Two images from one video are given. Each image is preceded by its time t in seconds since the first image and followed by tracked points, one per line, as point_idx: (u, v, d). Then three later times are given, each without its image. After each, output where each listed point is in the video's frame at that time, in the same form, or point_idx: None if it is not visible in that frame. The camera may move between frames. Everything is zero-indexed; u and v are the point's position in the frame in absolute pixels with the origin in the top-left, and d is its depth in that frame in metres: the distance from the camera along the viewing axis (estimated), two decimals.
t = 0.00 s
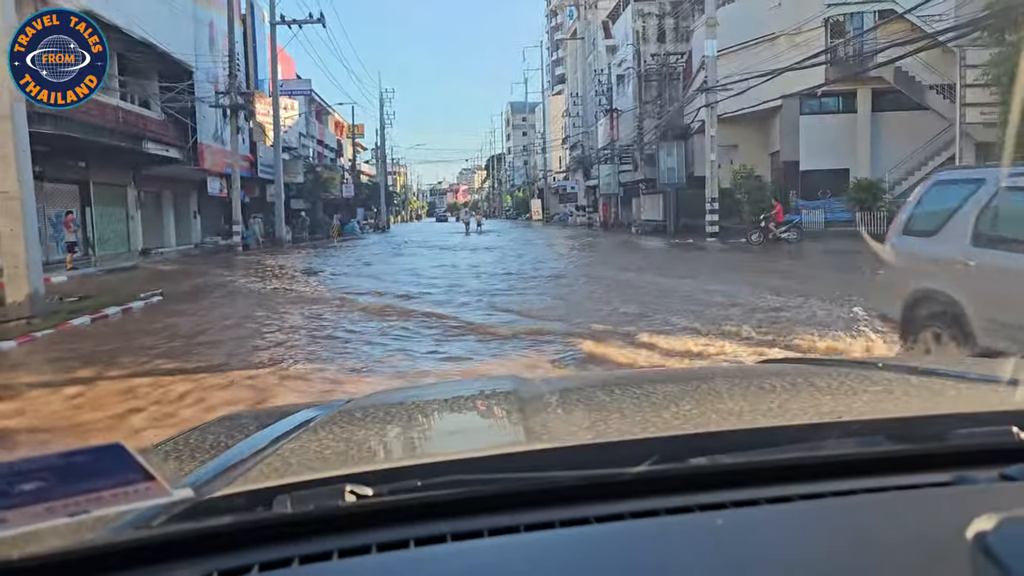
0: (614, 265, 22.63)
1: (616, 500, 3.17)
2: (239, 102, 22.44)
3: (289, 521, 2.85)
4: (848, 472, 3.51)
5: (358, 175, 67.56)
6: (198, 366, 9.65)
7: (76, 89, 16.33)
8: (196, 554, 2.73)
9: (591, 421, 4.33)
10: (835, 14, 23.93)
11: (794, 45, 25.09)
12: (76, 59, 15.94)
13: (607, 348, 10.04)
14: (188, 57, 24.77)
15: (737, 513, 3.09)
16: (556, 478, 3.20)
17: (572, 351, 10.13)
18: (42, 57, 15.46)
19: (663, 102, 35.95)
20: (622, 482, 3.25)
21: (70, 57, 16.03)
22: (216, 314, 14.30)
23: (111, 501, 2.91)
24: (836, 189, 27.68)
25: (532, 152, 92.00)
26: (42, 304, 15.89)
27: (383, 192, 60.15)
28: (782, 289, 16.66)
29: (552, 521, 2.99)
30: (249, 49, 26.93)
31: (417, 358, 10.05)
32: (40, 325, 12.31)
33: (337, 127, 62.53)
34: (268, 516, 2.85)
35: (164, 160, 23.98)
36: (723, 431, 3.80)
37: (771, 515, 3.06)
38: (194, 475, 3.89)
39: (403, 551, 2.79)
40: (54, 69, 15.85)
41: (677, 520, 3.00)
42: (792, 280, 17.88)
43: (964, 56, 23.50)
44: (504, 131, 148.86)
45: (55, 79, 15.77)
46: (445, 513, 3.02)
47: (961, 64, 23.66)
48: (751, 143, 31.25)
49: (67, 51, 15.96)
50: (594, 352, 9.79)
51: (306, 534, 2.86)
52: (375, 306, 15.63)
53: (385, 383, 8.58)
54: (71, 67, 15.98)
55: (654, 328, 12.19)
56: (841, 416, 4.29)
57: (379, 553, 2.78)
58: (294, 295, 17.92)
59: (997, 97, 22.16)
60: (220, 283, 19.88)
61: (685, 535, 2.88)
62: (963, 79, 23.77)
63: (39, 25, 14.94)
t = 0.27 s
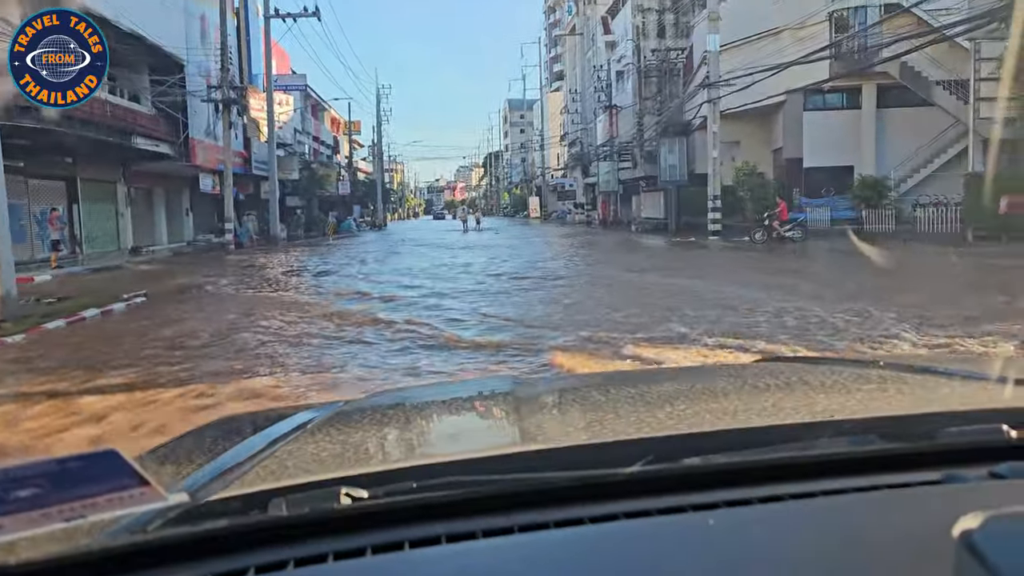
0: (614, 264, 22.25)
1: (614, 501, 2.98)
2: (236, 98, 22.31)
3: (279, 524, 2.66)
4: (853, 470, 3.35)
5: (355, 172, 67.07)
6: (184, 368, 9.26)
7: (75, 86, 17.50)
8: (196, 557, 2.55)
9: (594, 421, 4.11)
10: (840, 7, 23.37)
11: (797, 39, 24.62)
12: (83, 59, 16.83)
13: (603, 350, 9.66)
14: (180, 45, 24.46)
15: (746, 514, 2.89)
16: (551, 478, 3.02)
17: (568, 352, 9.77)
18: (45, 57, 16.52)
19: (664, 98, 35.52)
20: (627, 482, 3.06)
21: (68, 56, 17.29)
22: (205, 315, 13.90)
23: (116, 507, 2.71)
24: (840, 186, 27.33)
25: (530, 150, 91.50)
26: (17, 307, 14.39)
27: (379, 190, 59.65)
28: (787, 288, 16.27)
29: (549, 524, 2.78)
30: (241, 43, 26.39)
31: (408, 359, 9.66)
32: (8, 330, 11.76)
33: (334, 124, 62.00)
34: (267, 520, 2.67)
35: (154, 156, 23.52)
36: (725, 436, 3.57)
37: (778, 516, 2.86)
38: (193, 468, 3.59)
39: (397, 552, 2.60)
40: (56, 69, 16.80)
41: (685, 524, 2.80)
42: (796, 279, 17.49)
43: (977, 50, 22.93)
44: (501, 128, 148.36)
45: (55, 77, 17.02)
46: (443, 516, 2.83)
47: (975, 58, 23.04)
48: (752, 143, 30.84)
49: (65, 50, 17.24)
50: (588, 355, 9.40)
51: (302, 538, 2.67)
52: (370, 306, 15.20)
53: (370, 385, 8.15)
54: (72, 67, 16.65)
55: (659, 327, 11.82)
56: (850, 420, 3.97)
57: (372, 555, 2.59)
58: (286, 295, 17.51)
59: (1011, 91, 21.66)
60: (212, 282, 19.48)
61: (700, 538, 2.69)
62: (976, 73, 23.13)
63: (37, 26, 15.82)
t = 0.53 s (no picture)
0: (617, 264, 21.84)
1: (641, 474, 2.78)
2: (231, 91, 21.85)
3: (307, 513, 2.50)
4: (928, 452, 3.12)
5: (353, 169, 66.57)
6: (175, 378, 8.90)
7: (76, 86, 18.20)
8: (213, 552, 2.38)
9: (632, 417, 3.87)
10: None
11: (803, 32, 24.17)
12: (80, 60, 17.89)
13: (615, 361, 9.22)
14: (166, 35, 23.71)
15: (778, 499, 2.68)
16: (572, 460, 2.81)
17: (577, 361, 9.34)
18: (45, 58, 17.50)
19: (665, 94, 35.07)
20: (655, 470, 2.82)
21: (69, 55, 17.93)
22: (199, 320, 13.53)
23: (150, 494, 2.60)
24: (847, 182, 26.88)
25: (529, 146, 91.01)
26: None
27: (377, 188, 59.11)
28: (796, 292, 15.90)
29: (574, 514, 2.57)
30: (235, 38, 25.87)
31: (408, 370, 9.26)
32: None
33: (331, 121, 61.48)
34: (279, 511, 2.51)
35: (145, 153, 23.03)
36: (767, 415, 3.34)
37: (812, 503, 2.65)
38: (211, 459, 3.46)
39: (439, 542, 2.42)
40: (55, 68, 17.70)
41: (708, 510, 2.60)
42: (805, 281, 17.09)
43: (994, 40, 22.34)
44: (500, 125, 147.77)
45: (58, 77, 17.84)
46: (466, 505, 2.64)
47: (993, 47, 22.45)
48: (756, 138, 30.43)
49: (67, 49, 17.88)
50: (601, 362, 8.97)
51: (317, 529, 2.49)
52: (367, 313, 14.85)
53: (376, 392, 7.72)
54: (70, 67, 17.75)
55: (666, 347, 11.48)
56: (912, 401, 3.61)
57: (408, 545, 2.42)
58: (283, 299, 17.13)
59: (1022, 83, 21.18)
60: (207, 284, 19.06)
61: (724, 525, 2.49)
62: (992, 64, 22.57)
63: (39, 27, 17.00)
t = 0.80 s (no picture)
0: (618, 264, 21.48)
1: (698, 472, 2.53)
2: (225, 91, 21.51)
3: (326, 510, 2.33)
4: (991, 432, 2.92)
5: (350, 169, 66.15)
6: (163, 390, 8.48)
7: (79, 85, 17.88)
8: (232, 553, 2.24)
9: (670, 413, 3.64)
10: None
11: (807, 28, 23.71)
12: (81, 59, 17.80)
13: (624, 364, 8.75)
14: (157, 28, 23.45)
15: (847, 496, 2.43)
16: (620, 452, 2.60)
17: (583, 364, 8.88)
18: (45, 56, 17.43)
19: (665, 93, 34.67)
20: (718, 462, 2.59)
21: (71, 54, 17.85)
22: (191, 328, 13.12)
23: (186, 490, 2.58)
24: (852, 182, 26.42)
25: (526, 145, 90.62)
26: None
27: (374, 188, 58.67)
28: (805, 295, 15.48)
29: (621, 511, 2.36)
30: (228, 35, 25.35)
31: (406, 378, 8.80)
32: None
33: (327, 121, 61.05)
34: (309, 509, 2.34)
35: (135, 154, 22.60)
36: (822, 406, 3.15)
37: (889, 495, 2.43)
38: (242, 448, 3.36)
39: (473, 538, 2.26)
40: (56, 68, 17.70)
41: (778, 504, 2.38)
42: (813, 283, 16.68)
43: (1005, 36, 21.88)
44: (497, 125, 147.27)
45: (59, 76, 17.58)
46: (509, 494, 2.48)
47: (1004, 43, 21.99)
48: (759, 137, 30.02)
49: (69, 48, 17.69)
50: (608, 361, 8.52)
51: (341, 525, 2.34)
52: (364, 323, 14.41)
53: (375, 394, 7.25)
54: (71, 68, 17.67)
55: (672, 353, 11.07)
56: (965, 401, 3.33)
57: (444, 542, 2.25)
58: (278, 304, 16.71)
59: None
60: (200, 287, 18.62)
61: (799, 522, 2.28)
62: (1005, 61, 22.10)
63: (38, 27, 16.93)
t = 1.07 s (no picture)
0: (614, 271, 21.19)
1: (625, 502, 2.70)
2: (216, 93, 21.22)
3: (267, 523, 2.50)
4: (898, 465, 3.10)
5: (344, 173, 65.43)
6: (143, 409, 8.10)
7: (76, 87, 18.50)
8: (186, 561, 2.40)
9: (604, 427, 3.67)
10: None
11: (808, 28, 23.32)
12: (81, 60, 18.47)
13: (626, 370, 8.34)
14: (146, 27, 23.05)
15: (756, 516, 2.59)
16: (554, 469, 2.86)
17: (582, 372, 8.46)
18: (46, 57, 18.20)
19: (663, 95, 34.29)
20: (638, 474, 2.85)
21: (70, 57, 18.41)
22: (177, 341, 12.70)
23: (108, 504, 2.67)
24: (856, 184, 26.00)
25: (522, 148, 90.02)
26: None
27: (369, 192, 58.15)
28: (808, 300, 15.10)
29: (562, 522, 2.59)
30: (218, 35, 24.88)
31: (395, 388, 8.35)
32: None
33: (321, 125, 60.39)
34: (258, 520, 2.52)
35: (120, 155, 22.18)
36: (736, 422, 3.37)
37: (799, 511, 2.63)
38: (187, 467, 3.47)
39: (405, 553, 2.42)
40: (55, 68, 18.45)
41: (702, 518, 2.59)
42: (816, 288, 16.29)
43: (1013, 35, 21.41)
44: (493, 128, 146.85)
45: (56, 78, 18.17)
46: (445, 514, 2.66)
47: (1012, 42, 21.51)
48: (759, 138, 29.62)
49: (68, 49, 18.35)
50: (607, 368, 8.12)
51: (284, 538, 2.51)
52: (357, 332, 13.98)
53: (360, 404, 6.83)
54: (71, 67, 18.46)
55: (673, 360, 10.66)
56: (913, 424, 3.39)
57: (380, 555, 2.42)
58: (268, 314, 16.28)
59: None
60: (189, 295, 18.20)
61: (718, 536, 2.47)
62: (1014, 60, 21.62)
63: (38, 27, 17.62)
